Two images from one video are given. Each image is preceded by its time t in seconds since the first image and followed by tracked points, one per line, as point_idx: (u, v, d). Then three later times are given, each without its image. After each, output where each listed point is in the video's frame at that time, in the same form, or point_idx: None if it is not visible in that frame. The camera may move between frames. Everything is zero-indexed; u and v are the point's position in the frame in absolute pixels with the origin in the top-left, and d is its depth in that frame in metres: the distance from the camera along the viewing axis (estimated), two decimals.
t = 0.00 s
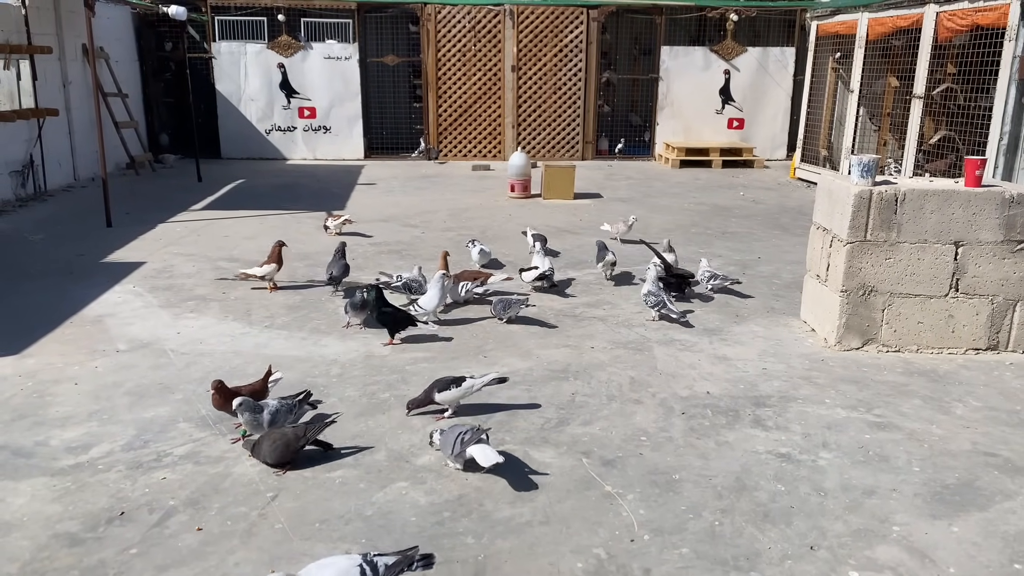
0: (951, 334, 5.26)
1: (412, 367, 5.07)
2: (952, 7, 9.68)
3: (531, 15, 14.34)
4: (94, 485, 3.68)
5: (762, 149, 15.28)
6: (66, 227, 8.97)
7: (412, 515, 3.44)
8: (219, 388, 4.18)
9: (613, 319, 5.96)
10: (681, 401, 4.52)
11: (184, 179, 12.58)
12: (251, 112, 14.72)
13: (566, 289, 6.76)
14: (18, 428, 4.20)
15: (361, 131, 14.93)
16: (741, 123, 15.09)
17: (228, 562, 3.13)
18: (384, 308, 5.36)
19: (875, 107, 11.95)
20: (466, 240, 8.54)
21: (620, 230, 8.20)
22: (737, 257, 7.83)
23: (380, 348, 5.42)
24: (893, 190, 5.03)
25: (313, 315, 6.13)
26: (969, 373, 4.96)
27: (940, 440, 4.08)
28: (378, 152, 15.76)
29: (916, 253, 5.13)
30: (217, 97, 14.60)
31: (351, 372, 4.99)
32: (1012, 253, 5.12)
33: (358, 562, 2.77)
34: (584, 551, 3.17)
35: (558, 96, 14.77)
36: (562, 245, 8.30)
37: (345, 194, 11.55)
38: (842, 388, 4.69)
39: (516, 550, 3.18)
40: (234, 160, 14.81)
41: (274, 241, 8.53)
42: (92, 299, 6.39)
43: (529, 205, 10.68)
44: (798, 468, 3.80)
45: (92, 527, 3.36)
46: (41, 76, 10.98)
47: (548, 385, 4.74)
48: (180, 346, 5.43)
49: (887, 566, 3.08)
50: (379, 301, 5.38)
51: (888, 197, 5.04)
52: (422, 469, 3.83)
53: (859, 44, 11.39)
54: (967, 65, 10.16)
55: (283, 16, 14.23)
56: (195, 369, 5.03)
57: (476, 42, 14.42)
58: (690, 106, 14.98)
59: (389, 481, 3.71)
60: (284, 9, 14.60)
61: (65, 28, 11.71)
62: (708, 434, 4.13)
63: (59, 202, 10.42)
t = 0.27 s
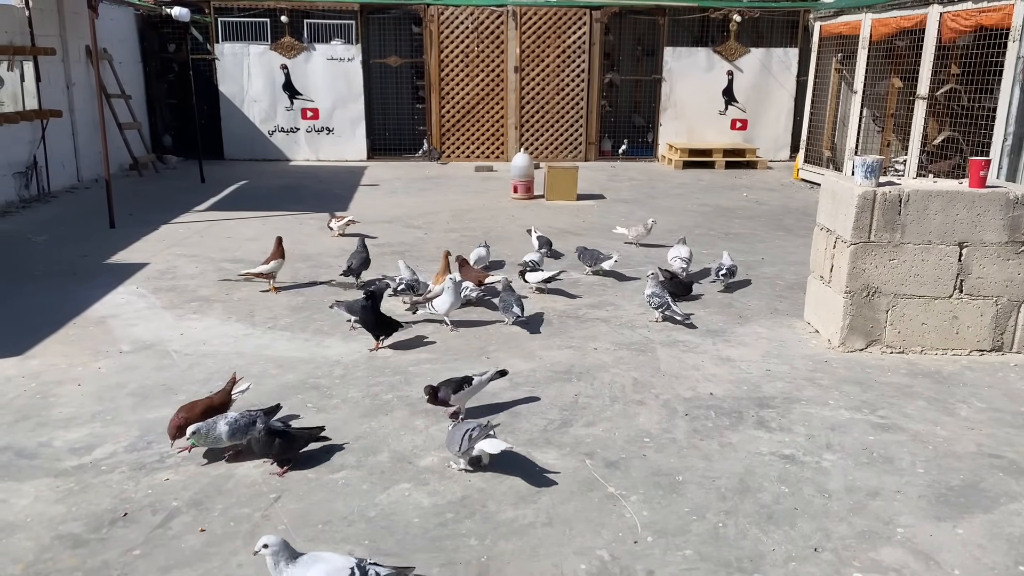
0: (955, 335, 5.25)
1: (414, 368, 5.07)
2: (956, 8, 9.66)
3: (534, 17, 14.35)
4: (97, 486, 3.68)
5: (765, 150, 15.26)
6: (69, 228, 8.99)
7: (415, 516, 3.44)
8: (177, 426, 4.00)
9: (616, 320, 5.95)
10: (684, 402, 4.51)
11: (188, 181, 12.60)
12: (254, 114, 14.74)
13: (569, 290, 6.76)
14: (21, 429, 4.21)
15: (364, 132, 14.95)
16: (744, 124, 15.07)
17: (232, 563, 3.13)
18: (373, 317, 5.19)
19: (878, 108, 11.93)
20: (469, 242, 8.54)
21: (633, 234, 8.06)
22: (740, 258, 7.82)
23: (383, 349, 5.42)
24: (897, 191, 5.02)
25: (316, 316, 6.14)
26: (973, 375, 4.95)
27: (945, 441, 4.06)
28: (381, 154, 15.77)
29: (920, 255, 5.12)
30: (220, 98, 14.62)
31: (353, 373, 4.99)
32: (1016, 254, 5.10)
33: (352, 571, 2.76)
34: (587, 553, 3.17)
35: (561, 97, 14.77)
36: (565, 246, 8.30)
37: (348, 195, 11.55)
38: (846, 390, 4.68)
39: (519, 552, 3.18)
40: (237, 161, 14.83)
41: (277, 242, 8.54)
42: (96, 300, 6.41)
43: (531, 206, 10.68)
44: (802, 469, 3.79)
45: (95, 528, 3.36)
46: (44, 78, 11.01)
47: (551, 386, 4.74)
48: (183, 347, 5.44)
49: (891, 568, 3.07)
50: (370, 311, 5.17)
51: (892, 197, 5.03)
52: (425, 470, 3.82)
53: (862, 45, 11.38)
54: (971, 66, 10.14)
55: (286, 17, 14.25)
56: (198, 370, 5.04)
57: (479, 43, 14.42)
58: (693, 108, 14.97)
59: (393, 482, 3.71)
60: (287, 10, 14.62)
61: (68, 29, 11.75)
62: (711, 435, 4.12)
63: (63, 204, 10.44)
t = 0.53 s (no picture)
0: (961, 336, 5.25)
1: (420, 368, 5.09)
2: (961, 8, 9.62)
3: (540, 18, 14.36)
4: (105, 486, 3.71)
5: (770, 151, 15.26)
6: (77, 230, 9.03)
7: (421, 515, 3.46)
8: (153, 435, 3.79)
9: (622, 321, 5.96)
10: (690, 403, 4.52)
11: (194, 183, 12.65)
12: (260, 116, 14.79)
13: (574, 291, 6.77)
14: (30, 428, 4.24)
15: (369, 134, 14.99)
16: (749, 125, 15.05)
17: (239, 562, 3.16)
18: (373, 327, 5.09)
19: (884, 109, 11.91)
20: (474, 243, 8.56)
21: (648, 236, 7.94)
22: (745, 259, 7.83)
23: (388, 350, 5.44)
24: (903, 192, 5.02)
25: (322, 316, 6.16)
26: (978, 376, 4.95)
27: (951, 442, 4.06)
28: (386, 155, 15.81)
29: (925, 255, 5.12)
30: (227, 100, 14.67)
31: (360, 373, 5.02)
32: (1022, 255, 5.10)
33: (315, 565, 2.76)
34: (592, 552, 3.18)
35: (566, 99, 14.78)
36: (571, 247, 8.32)
37: (353, 196, 11.59)
38: (851, 390, 4.68)
39: (525, 551, 3.19)
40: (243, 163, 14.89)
41: (283, 243, 8.57)
42: (103, 301, 6.45)
43: (537, 207, 10.70)
44: (807, 470, 3.79)
45: (103, 527, 3.39)
46: (52, 80, 11.08)
47: (557, 387, 4.76)
48: (190, 347, 5.47)
49: (896, 569, 3.07)
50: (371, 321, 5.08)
51: (897, 198, 5.03)
52: (431, 470, 3.84)
53: (868, 46, 11.36)
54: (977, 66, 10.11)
55: (292, 19, 14.29)
56: (205, 370, 5.07)
57: (484, 45, 14.45)
58: (698, 109, 14.97)
59: (399, 482, 3.73)
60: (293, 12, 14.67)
61: (76, 32, 11.81)
62: (716, 436, 4.13)
63: (70, 206, 10.49)
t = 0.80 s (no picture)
0: (969, 335, 5.23)
1: (427, 366, 5.12)
2: (969, 8, 9.59)
3: (546, 19, 14.37)
4: (115, 483, 3.73)
5: (777, 151, 15.23)
6: (86, 230, 9.08)
7: (429, 512, 3.47)
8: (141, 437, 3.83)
9: (628, 320, 5.96)
10: (697, 401, 4.52)
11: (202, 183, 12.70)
12: (267, 116, 14.83)
13: (581, 290, 6.78)
14: (40, 426, 4.28)
15: (376, 134, 15.03)
16: (756, 125, 15.04)
17: (248, 558, 3.18)
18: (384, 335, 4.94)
19: (891, 109, 11.87)
20: (481, 243, 8.58)
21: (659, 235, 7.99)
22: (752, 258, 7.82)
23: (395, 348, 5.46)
24: (910, 190, 5.02)
25: (329, 316, 6.19)
26: (987, 374, 4.93)
27: (959, 440, 4.06)
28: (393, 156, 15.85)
29: (933, 254, 5.11)
30: (234, 101, 14.73)
31: (367, 372, 5.04)
32: None
33: (304, 546, 2.84)
34: (600, 549, 3.19)
35: (572, 99, 14.79)
36: (577, 247, 8.33)
37: (360, 197, 11.63)
38: (859, 389, 4.68)
39: (533, 548, 3.20)
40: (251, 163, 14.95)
41: (291, 243, 8.61)
42: (112, 300, 6.49)
43: (543, 207, 10.71)
44: (815, 468, 3.79)
45: (114, 523, 3.41)
46: (61, 82, 11.14)
47: (564, 385, 4.76)
48: (199, 346, 5.50)
49: (905, 566, 3.07)
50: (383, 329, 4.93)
51: (905, 197, 5.02)
52: (439, 467, 3.86)
53: (875, 46, 11.33)
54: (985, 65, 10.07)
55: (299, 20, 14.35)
56: (213, 369, 5.10)
57: (490, 45, 14.48)
58: (704, 109, 14.95)
59: (407, 479, 3.75)
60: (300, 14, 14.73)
61: (84, 33, 11.88)
62: (724, 434, 4.13)
63: (79, 206, 10.55)
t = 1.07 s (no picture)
0: (978, 337, 5.21)
1: (434, 367, 5.13)
2: (978, 8, 9.54)
3: (553, 21, 14.38)
4: (124, 484, 3.76)
5: (785, 153, 15.21)
6: (95, 233, 9.13)
7: (437, 513, 3.48)
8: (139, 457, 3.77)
9: (636, 322, 5.96)
10: (705, 404, 4.52)
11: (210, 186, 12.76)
12: (275, 119, 14.89)
13: (588, 293, 6.78)
14: (50, 427, 4.31)
15: (384, 137, 15.08)
16: (764, 127, 15.01)
17: (257, 559, 3.19)
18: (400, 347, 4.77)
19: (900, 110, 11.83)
20: (488, 245, 8.59)
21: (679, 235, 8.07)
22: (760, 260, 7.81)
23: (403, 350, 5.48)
24: (919, 192, 5.00)
25: (337, 317, 6.21)
26: (997, 377, 4.91)
27: (968, 443, 4.04)
28: (401, 158, 15.89)
29: (942, 256, 5.09)
30: (242, 104, 14.79)
31: (375, 373, 5.05)
32: None
33: (300, 535, 2.96)
34: (608, 551, 3.19)
35: (579, 101, 14.80)
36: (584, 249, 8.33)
37: (368, 199, 11.67)
38: (867, 391, 4.66)
39: (540, 550, 3.21)
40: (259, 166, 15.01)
41: (299, 245, 8.64)
42: (121, 302, 6.52)
43: (550, 210, 10.72)
44: (823, 470, 3.79)
45: (123, 524, 3.43)
46: (70, 85, 11.22)
47: (571, 387, 4.77)
48: (208, 348, 5.53)
49: (913, 569, 3.06)
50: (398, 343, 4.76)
51: (913, 199, 5.01)
52: (446, 469, 3.86)
53: (883, 47, 11.29)
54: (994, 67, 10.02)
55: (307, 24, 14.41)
56: (222, 370, 5.13)
57: (498, 47, 14.50)
58: (711, 111, 14.94)
59: (414, 480, 3.76)
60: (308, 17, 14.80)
61: (94, 37, 11.96)
62: (732, 436, 4.13)
63: (88, 208, 10.62)
